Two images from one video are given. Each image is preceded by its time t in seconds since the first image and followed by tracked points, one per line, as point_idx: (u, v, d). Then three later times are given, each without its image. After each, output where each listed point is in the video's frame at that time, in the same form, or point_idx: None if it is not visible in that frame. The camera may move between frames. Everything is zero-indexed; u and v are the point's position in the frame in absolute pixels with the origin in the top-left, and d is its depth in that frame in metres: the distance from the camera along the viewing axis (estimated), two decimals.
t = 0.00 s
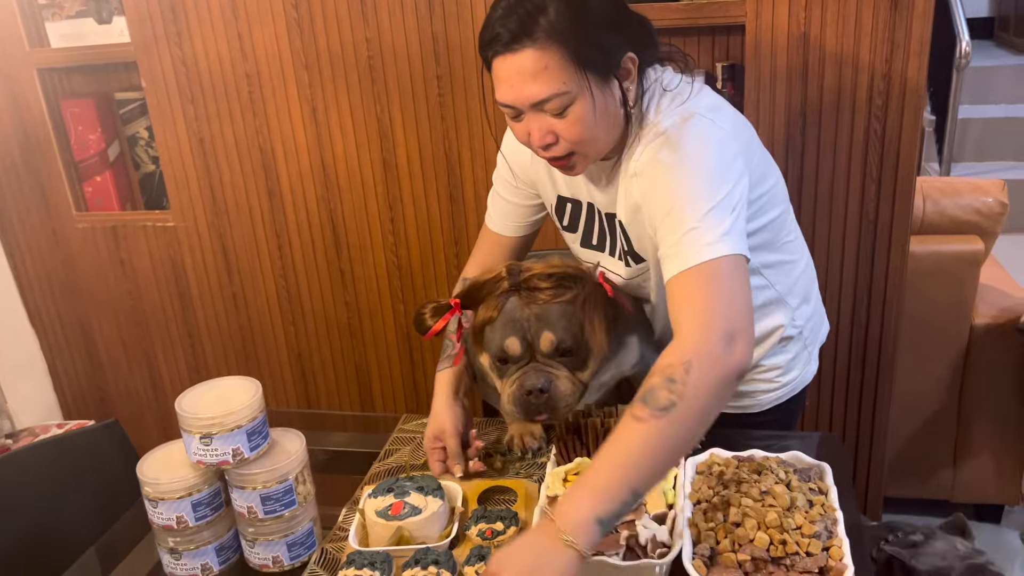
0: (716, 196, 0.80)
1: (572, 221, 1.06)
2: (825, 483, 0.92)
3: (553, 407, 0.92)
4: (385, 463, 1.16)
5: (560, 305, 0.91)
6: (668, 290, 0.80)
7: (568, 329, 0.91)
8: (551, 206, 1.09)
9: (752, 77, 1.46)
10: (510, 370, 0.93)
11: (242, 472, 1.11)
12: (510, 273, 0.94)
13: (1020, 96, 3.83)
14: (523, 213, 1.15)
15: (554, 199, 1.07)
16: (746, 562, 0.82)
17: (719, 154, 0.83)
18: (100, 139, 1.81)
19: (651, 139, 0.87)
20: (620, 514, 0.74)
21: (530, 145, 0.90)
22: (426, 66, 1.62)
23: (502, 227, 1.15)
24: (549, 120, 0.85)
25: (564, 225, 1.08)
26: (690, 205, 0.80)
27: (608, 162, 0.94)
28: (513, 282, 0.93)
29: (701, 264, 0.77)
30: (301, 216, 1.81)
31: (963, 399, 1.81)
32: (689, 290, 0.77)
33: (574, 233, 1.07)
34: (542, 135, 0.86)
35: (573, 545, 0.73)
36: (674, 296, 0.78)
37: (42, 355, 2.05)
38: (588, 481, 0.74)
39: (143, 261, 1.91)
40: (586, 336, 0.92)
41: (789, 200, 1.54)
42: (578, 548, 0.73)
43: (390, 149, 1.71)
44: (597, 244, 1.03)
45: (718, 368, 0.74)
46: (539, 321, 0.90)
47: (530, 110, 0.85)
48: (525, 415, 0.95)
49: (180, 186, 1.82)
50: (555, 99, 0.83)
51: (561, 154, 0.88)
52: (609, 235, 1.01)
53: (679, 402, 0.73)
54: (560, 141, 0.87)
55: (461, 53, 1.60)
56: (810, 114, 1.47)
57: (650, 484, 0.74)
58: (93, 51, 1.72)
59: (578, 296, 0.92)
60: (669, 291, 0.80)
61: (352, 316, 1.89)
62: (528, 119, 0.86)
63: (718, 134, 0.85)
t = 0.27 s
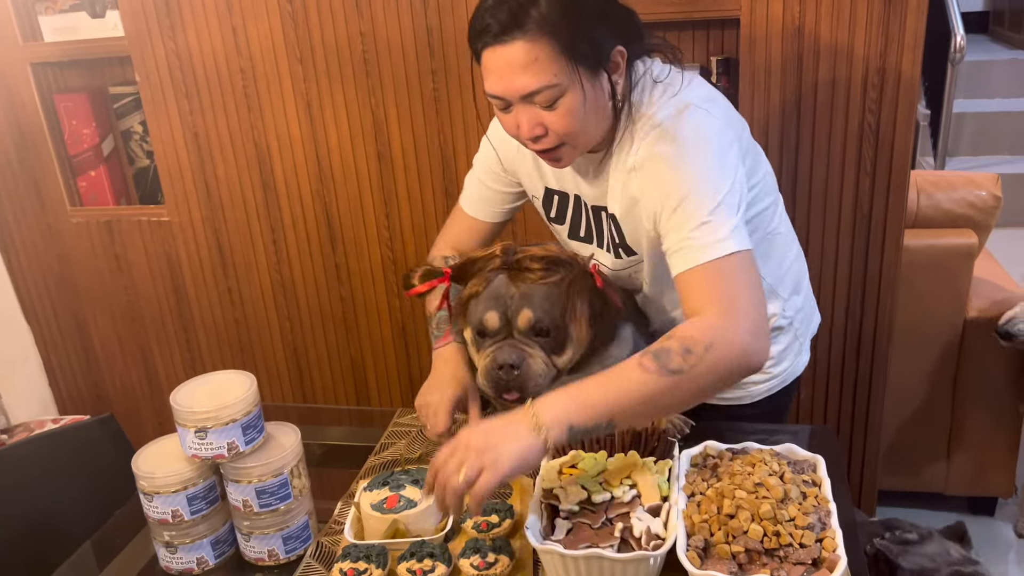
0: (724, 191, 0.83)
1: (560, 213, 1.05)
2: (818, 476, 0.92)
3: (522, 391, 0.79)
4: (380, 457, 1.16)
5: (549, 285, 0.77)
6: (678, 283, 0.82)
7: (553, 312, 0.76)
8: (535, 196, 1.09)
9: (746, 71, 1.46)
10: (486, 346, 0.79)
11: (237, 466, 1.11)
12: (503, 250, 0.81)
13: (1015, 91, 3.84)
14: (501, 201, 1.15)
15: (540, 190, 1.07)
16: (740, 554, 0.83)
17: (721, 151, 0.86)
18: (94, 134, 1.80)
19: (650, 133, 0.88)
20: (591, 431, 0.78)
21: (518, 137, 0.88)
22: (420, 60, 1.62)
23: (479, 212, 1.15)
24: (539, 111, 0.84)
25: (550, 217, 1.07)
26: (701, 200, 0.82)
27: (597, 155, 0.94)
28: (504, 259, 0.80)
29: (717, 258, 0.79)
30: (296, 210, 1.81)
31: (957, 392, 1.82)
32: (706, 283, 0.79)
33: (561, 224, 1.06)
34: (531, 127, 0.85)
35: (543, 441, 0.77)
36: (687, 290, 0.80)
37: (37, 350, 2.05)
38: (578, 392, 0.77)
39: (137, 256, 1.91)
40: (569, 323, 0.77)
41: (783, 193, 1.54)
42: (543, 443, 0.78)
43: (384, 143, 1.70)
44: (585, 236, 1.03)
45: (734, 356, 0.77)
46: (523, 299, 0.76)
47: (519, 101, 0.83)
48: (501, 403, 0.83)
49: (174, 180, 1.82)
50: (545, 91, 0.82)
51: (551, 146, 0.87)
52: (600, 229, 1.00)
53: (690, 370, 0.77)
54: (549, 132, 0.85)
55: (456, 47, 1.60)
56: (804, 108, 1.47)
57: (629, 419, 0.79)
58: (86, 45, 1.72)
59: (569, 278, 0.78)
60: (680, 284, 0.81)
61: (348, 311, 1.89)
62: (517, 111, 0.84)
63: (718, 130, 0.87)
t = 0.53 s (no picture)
0: (769, 166, 0.93)
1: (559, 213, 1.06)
2: (812, 469, 0.93)
3: (541, 338, 0.79)
4: (375, 452, 1.16)
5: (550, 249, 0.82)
6: (753, 261, 0.92)
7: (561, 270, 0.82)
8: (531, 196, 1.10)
9: (741, 65, 1.46)
10: (496, 312, 0.79)
11: (233, 460, 1.11)
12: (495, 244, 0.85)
13: (1010, 85, 3.84)
14: (488, 206, 1.15)
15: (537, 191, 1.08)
16: (734, 547, 0.83)
17: (747, 128, 0.96)
18: (88, 129, 1.79)
19: (681, 120, 0.94)
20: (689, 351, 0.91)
21: (523, 130, 0.90)
22: (415, 54, 1.62)
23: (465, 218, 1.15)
24: (547, 104, 0.85)
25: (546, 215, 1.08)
26: (761, 184, 0.91)
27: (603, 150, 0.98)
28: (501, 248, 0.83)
29: (792, 236, 0.91)
30: (291, 206, 1.81)
31: (951, 386, 1.83)
32: (784, 257, 0.91)
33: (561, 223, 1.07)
34: (538, 119, 0.86)
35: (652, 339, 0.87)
36: (767, 265, 0.91)
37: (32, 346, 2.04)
38: (682, 315, 0.88)
39: (132, 251, 1.91)
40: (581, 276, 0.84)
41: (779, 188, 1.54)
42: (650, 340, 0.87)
43: (379, 138, 1.70)
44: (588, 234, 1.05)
45: (824, 309, 0.90)
46: (529, 262, 0.80)
47: (527, 93, 0.85)
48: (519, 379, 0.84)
49: (168, 175, 1.82)
50: (554, 84, 0.84)
51: (557, 138, 0.88)
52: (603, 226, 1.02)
53: (799, 319, 0.90)
54: (556, 125, 0.86)
55: (451, 42, 1.59)
56: (799, 102, 1.47)
57: (720, 345, 0.92)
58: (80, 40, 1.71)
59: (564, 244, 0.85)
60: (758, 262, 0.92)
61: (343, 306, 1.89)
62: (523, 103, 0.86)
63: (734, 110, 0.97)
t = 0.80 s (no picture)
0: (806, 152, 1.01)
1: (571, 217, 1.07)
2: (808, 465, 0.93)
3: (623, 321, 0.89)
4: (372, 449, 1.16)
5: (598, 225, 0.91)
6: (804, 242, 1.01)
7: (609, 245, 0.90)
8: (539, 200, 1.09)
9: (737, 62, 1.47)
10: (577, 301, 0.86)
11: (230, 458, 1.11)
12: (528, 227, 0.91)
13: (1005, 82, 3.85)
14: (493, 213, 1.13)
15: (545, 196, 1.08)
16: (730, 542, 0.83)
17: (779, 117, 1.01)
18: (84, 126, 1.79)
19: (722, 117, 0.98)
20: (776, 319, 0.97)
21: (548, 128, 0.93)
22: (411, 52, 1.62)
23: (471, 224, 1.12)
24: (576, 103, 0.89)
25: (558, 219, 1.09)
26: (808, 177, 0.98)
27: (633, 142, 1.00)
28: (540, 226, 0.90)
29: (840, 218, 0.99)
30: (288, 203, 1.81)
31: (946, 382, 1.84)
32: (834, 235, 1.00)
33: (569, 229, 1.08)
34: (566, 118, 0.90)
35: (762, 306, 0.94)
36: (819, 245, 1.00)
37: (28, 344, 2.04)
38: (780, 279, 0.95)
39: (129, 249, 1.91)
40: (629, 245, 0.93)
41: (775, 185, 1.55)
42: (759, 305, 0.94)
43: (376, 135, 1.70)
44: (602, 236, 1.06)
45: (875, 274, 1.01)
46: (585, 244, 0.87)
47: (557, 92, 0.88)
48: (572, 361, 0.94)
49: (165, 173, 1.82)
50: (584, 83, 0.87)
51: (582, 136, 0.91)
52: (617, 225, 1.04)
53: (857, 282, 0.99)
54: (583, 124, 0.90)
55: (447, 39, 1.60)
56: (796, 100, 1.47)
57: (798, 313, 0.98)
58: (75, 37, 1.71)
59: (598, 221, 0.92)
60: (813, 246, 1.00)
61: (340, 304, 1.90)
62: (552, 101, 0.89)
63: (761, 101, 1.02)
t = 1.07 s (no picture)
0: (820, 139, 1.04)
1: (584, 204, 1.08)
2: (805, 460, 0.94)
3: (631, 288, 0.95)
4: (371, 446, 1.16)
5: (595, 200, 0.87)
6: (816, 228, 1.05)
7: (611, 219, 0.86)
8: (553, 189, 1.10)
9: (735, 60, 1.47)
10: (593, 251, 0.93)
11: (229, 454, 1.11)
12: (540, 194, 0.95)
13: (1001, 79, 3.85)
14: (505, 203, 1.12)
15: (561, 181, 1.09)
16: (728, 537, 0.83)
17: (795, 104, 1.04)
18: (82, 124, 1.78)
19: (742, 104, 1.00)
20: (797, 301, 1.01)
21: (567, 111, 0.94)
22: (409, 49, 1.62)
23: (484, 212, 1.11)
24: (599, 85, 0.90)
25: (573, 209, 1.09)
26: (822, 168, 1.01)
27: (653, 125, 1.01)
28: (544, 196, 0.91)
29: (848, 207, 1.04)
30: (285, 201, 1.81)
31: (943, 378, 1.84)
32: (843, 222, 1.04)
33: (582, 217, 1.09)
34: (588, 100, 0.90)
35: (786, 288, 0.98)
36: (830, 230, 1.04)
37: (26, 341, 2.04)
38: (802, 263, 1.00)
39: (127, 247, 1.91)
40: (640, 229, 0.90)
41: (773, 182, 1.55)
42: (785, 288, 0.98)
43: (374, 133, 1.70)
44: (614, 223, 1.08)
45: (879, 259, 1.06)
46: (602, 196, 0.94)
47: (581, 73, 0.89)
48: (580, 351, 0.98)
49: (162, 170, 1.82)
50: (609, 66, 0.88)
51: (602, 119, 0.92)
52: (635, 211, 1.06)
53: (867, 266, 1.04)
54: (605, 106, 0.91)
55: (445, 36, 1.60)
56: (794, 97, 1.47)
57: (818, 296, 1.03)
58: (73, 35, 1.70)
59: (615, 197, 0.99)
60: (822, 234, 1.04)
61: (338, 302, 1.90)
62: (575, 82, 0.90)
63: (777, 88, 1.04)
